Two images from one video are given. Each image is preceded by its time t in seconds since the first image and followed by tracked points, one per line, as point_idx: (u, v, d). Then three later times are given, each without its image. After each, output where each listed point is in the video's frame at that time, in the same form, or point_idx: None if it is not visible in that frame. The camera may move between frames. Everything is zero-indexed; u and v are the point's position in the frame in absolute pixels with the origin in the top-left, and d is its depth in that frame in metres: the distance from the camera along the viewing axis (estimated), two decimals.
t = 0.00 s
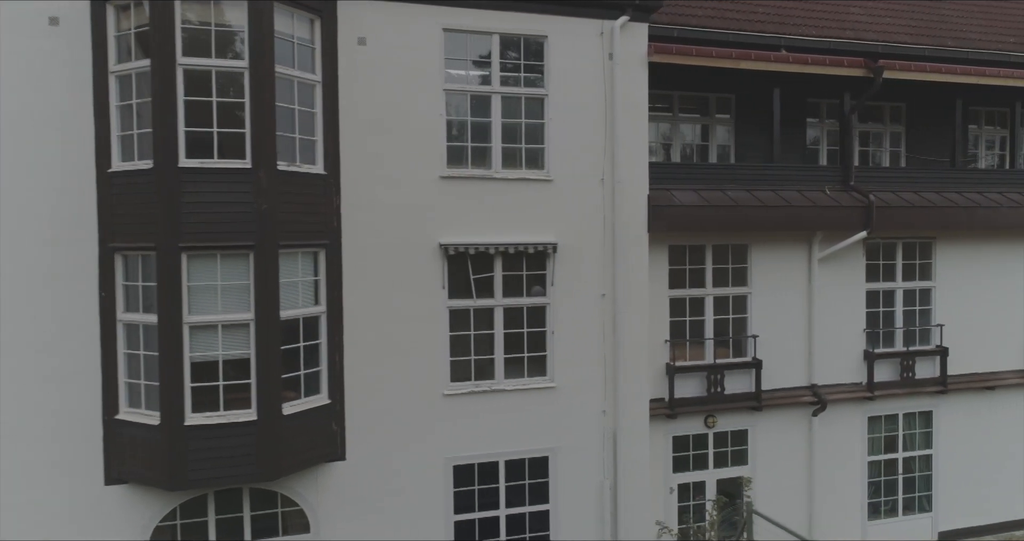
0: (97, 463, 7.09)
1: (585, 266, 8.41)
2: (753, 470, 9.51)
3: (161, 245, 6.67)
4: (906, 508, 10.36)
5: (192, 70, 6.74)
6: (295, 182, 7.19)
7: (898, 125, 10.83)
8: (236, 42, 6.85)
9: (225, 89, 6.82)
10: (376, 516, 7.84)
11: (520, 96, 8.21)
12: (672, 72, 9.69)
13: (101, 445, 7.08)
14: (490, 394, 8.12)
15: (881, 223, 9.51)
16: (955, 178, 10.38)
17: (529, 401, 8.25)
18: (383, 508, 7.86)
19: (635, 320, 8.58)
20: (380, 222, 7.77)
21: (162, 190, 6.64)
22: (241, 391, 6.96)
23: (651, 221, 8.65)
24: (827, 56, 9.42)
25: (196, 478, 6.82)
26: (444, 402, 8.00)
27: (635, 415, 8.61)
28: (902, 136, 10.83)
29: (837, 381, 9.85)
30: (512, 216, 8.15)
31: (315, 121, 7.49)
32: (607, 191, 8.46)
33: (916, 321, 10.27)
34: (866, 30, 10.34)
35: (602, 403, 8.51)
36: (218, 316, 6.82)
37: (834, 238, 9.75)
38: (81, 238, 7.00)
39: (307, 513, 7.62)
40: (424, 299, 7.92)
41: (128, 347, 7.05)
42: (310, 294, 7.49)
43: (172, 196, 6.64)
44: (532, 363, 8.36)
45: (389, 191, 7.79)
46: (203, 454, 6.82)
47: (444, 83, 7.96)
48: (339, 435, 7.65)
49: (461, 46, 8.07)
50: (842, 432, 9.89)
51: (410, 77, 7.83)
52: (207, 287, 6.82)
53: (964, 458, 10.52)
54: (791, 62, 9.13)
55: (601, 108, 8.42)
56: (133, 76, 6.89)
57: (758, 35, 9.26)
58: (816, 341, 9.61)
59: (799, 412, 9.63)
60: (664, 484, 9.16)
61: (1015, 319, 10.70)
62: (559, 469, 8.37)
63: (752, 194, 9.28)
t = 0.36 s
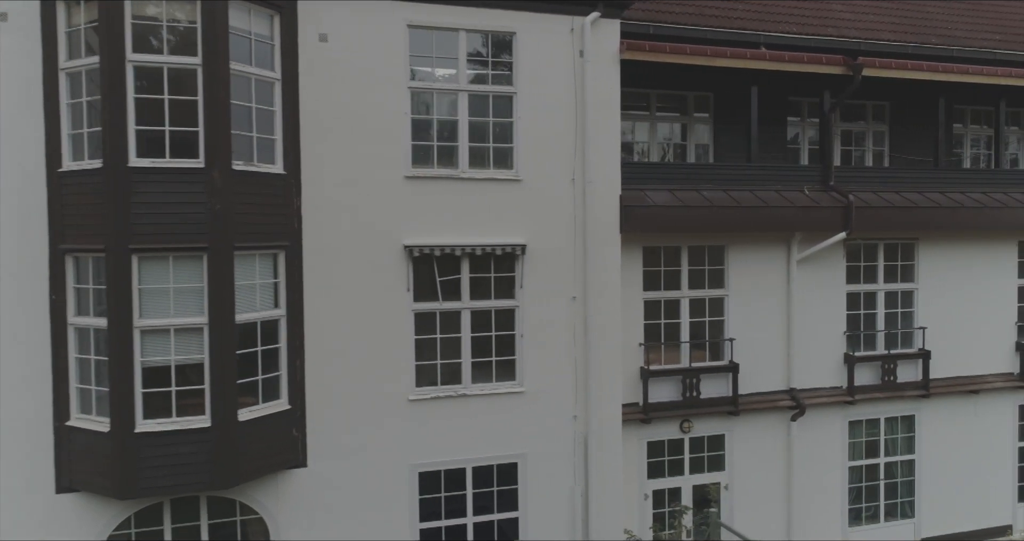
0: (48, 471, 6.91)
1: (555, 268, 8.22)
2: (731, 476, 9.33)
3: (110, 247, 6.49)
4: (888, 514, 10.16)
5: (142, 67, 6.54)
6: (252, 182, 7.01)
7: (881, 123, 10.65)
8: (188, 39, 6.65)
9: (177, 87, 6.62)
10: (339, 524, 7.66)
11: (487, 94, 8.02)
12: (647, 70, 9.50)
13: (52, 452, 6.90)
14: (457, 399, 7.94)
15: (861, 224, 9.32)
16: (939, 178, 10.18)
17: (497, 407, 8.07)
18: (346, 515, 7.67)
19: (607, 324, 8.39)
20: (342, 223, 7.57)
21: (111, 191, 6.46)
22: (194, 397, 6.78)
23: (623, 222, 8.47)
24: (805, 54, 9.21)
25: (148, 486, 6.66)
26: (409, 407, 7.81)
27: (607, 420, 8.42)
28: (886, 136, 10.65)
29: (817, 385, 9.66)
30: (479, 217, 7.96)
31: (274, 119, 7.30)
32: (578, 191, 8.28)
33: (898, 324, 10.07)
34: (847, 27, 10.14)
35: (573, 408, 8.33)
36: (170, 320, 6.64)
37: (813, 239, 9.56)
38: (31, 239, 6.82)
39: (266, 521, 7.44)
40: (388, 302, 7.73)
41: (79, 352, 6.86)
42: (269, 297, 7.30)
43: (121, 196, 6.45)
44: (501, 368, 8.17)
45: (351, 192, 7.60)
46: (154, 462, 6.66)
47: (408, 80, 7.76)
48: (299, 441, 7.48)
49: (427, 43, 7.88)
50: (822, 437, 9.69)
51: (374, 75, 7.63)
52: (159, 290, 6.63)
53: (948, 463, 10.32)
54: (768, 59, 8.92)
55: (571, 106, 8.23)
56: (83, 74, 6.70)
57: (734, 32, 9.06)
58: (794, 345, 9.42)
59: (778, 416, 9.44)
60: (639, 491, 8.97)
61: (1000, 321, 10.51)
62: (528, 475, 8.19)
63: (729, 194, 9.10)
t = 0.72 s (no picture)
0: None
1: (523, 270, 8.01)
2: (707, 483, 9.12)
3: (55, 249, 6.29)
4: (871, 521, 9.94)
5: (89, 63, 6.35)
6: (205, 182, 6.81)
7: (864, 122, 10.46)
8: (137, 34, 6.47)
9: (125, 84, 6.43)
10: (299, 533, 7.45)
11: (452, 91, 7.81)
12: (621, 68, 9.29)
13: None
14: (421, 405, 7.72)
15: (841, 225, 9.10)
16: (921, 177, 9.97)
17: (463, 412, 7.86)
18: (306, 524, 7.47)
19: (577, 327, 8.18)
20: (301, 224, 7.37)
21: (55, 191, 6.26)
22: (144, 403, 6.59)
23: (595, 223, 8.26)
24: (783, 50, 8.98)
25: (95, 495, 6.48)
26: (371, 413, 7.60)
27: (577, 426, 8.22)
28: (869, 135, 10.45)
29: (797, 390, 9.44)
30: (444, 218, 7.74)
31: (230, 118, 7.11)
32: (547, 192, 8.06)
33: (880, 326, 9.86)
34: (828, 24, 9.92)
35: (543, 413, 8.13)
36: (119, 324, 6.45)
37: (792, 240, 9.34)
38: None
39: (223, 531, 7.24)
40: (350, 305, 7.52)
41: (26, 357, 6.67)
42: (225, 300, 7.10)
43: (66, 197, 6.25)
44: (468, 372, 7.96)
45: (311, 192, 7.39)
46: (102, 470, 6.47)
47: (370, 77, 7.55)
48: (256, 449, 7.27)
49: (390, 40, 7.68)
50: (802, 443, 9.47)
51: (334, 71, 7.43)
52: (107, 293, 6.44)
53: (932, 469, 10.11)
54: (743, 55, 8.69)
55: (540, 104, 8.01)
56: (29, 71, 6.51)
57: (709, 28, 8.84)
58: (772, 349, 9.21)
59: (756, 422, 9.22)
60: (612, 498, 8.76)
61: (985, 324, 10.30)
62: (496, 483, 7.98)
63: (704, 194, 8.89)
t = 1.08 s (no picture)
0: None
1: (490, 272, 7.79)
2: (682, 490, 8.89)
3: None
4: (851, 529, 9.72)
5: (30, 59, 6.13)
6: (154, 182, 6.59)
7: (847, 120, 10.24)
8: (81, 28, 6.24)
9: (69, 80, 6.21)
10: None
11: (416, 88, 7.59)
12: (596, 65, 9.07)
13: None
14: (383, 411, 7.51)
15: (819, 226, 8.88)
16: (903, 177, 9.75)
17: (427, 419, 7.65)
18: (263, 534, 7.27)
19: (545, 331, 7.95)
20: (258, 224, 7.14)
21: None
22: (89, 411, 6.38)
23: (564, 224, 8.03)
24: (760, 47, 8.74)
25: (38, 505, 6.29)
26: (331, 420, 7.39)
27: (545, 433, 7.99)
28: (852, 133, 10.24)
29: (775, 395, 9.21)
30: (407, 219, 7.51)
31: (183, 115, 6.88)
32: (514, 192, 7.84)
33: (861, 330, 9.63)
34: (809, 20, 9.67)
35: (510, 420, 7.91)
36: (62, 329, 6.24)
37: (770, 241, 9.11)
38: None
39: None
40: (309, 309, 7.30)
41: None
42: (178, 304, 6.89)
43: (5, 197, 6.04)
44: (432, 377, 7.74)
45: (268, 191, 7.17)
46: (45, 480, 6.28)
47: (329, 74, 7.32)
48: (211, 457, 7.06)
49: (351, 35, 7.44)
50: (781, 449, 9.24)
51: (292, 68, 7.20)
52: (50, 298, 6.23)
53: (914, 476, 9.87)
54: (718, 52, 8.46)
55: (507, 102, 7.79)
56: None
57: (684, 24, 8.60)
58: (750, 353, 8.97)
59: (732, 428, 8.99)
60: (583, 506, 8.54)
61: (969, 328, 10.05)
62: (461, 492, 7.77)
63: (678, 194, 8.67)
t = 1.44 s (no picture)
0: None
1: (453, 276, 7.55)
2: (656, 499, 8.65)
3: None
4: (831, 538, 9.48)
5: None
6: (98, 183, 6.38)
7: (829, 119, 10.02)
8: (20, 24, 6.04)
9: (7, 77, 6.01)
10: None
11: (376, 86, 7.35)
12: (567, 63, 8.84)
13: None
14: (341, 419, 7.28)
15: (796, 227, 8.64)
16: (884, 178, 9.52)
17: (387, 427, 7.41)
18: None
19: (511, 336, 7.71)
20: (210, 226, 6.91)
21: None
22: (30, 419, 6.18)
23: (531, 226, 7.81)
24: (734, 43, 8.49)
25: None
26: (287, 429, 7.16)
27: (511, 441, 7.75)
28: (834, 132, 10.01)
29: (752, 401, 8.97)
30: (366, 220, 7.28)
31: (131, 113, 6.66)
32: (479, 193, 7.61)
33: (841, 334, 9.39)
34: (789, 16, 9.43)
35: (474, 427, 7.67)
36: None
37: (746, 243, 8.88)
38: None
39: None
40: (263, 314, 7.07)
41: None
42: (125, 309, 6.67)
43: None
44: (394, 384, 7.51)
45: (221, 192, 6.93)
46: None
47: (285, 70, 7.09)
48: (160, 467, 6.83)
49: (308, 30, 7.21)
50: (758, 457, 9.00)
51: (246, 64, 6.97)
52: None
53: (897, 483, 9.64)
54: (690, 49, 8.22)
55: (471, 99, 7.55)
56: None
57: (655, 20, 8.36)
58: (726, 358, 8.74)
59: (708, 435, 8.75)
60: (552, 516, 8.31)
61: (952, 332, 9.83)
62: (423, 502, 7.54)
63: (651, 195, 8.44)
